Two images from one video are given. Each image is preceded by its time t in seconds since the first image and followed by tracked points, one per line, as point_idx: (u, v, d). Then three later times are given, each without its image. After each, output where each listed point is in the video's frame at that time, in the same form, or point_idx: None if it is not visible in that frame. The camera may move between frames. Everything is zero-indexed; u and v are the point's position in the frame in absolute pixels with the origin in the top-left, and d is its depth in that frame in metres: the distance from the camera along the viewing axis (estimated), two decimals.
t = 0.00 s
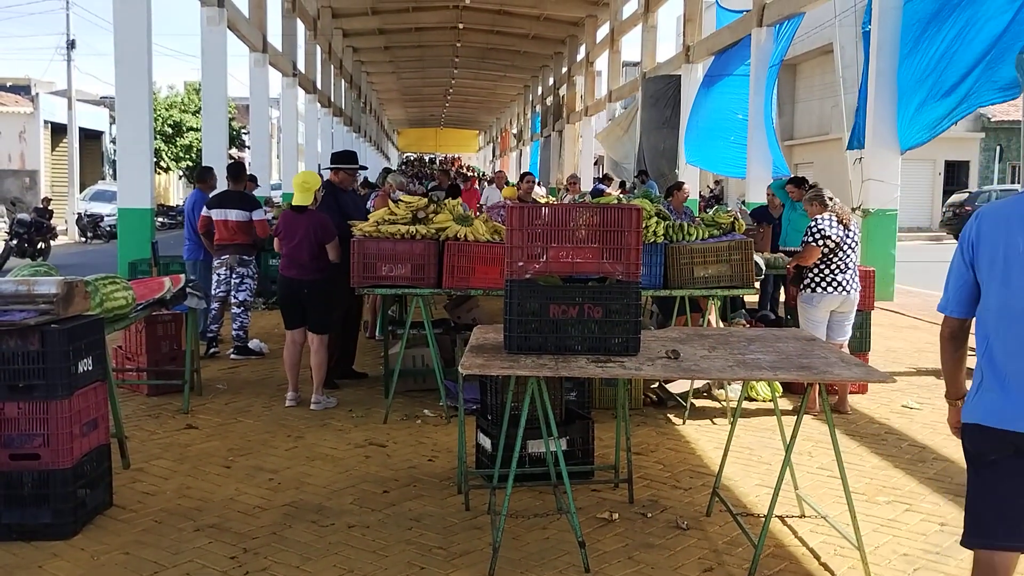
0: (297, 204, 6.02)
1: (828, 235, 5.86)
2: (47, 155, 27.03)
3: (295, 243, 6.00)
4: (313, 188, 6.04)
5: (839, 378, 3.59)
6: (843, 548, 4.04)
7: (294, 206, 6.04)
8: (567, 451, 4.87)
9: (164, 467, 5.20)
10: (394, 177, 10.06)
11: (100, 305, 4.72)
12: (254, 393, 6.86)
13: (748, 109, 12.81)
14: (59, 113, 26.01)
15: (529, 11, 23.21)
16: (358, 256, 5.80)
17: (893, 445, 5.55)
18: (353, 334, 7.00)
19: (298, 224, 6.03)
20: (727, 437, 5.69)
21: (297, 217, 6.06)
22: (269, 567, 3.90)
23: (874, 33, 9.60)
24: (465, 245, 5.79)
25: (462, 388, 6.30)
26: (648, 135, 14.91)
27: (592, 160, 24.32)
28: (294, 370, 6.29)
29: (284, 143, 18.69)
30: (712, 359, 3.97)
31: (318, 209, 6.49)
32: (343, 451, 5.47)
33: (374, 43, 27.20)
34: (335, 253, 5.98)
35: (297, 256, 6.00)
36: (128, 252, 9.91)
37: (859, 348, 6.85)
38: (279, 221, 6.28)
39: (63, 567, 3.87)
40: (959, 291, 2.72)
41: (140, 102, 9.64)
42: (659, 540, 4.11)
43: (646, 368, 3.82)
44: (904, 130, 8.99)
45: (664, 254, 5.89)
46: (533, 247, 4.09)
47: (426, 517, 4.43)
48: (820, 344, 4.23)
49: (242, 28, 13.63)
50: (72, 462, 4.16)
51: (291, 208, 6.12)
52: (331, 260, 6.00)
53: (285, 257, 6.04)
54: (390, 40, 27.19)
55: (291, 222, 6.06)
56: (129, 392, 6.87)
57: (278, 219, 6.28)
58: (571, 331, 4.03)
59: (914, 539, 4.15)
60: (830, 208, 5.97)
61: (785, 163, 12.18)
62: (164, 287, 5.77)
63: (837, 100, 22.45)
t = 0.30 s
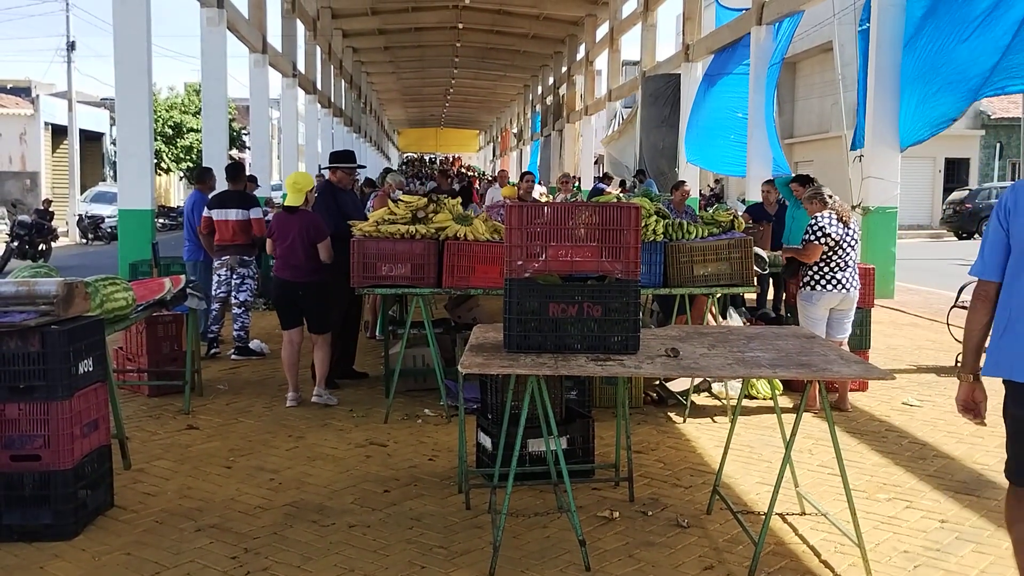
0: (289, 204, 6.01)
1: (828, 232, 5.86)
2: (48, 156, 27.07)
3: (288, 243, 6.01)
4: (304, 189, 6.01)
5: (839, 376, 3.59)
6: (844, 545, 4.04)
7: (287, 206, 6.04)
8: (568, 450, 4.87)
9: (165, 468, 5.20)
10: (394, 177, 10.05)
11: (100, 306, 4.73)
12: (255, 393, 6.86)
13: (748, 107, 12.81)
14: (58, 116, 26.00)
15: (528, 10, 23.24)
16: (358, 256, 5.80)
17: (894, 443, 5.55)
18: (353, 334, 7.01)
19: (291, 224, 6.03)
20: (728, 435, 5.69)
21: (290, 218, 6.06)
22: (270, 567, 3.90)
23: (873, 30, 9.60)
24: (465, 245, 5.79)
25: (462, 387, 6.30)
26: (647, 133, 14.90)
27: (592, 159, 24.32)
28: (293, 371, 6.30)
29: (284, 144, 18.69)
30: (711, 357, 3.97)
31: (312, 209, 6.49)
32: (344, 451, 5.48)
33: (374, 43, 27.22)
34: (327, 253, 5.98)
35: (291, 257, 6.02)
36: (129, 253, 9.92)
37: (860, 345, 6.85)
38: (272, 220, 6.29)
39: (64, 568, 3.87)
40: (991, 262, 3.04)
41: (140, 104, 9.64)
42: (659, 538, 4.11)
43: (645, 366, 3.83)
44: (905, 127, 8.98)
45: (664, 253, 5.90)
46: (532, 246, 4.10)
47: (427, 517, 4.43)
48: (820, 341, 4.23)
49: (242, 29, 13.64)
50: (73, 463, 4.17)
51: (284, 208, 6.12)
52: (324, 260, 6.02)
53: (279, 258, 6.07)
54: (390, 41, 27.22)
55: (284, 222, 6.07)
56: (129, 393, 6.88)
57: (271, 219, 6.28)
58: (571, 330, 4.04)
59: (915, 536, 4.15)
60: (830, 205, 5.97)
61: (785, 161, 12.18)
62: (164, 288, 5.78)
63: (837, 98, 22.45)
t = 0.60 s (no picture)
0: (290, 204, 6.01)
1: (829, 231, 5.86)
2: (48, 157, 27.08)
3: (289, 243, 6.01)
4: (305, 188, 6.01)
5: (840, 374, 3.58)
6: (844, 544, 4.04)
7: (287, 206, 6.04)
8: (568, 449, 4.87)
9: (166, 469, 5.20)
10: (394, 177, 10.05)
11: (100, 307, 4.73)
12: (255, 394, 6.86)
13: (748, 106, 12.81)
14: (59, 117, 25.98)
15: (528, 10, 23.24)
16: (358, 256, 5.80)
17: (895, 441, 5.55)
18: (354, 333, 7.01)
19: (292, 224, 6.03)
20: (728, 434, 5.68)
21: (290, 217, 6.06)
22: (271, 567, 3.90)
23: (874, 29, 9.59)
24: (464, 245, 5.79)
25: (463, 387, 6.30)
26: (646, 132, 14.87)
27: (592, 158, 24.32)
28: (294, 371, 6.30)
29: (285, 144, 18.69)
30: (712, 356, 3.97)
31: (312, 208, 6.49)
32: (344, 451, 5.48)
33: (374, 43, 27.22)
34: (328, 253, 5.98)
35: (291, 257, 6.01)
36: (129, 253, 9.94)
37: (860, 344, 6.84)
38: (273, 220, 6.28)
39: (64, 569, 3.87)
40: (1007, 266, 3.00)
41: (140, 104, 9.64)
42: (660, 538, 4.10)
43: (645, 365, 3.83)
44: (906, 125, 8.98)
45: (664, 252, 5.90)
46: (532, 246, 4.09)
47: (427, 517, 4.43)
48: (821, 340, 4.22)
49: (242, 30, 13.65)
50: (73, 464, 4.17)
51: (284, 207, 6.12)
52: (325, 260, 6.02)
53: (280, 258, 6.06)
54: (391, 41, 27.23)
55: (284, 222, 6.06)
56: (130, 394, 6.88)
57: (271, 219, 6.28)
58: (571, 329, 4.04)
59: (916, 535, 4.15)
60: (831, 204, 5.97)
61: (786, 160, 12.16)
62: (164, 288, 5.78)
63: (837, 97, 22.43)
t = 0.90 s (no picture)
0: (294, 203, 6.03)
1: (825, 230, 5.86)
2: (48, 159, 27.08)
3: (293, 242, 6.02)
4: (310, 189, 6.06)
5: (838, 373, 3.59)
6: (842, 543, 4.04)
7: (291, 205, 6.05)
8: (567, 449, 4.88)
9: (164, 470, 5.20)
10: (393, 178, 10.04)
11: (98, 308, 4.73)
12: (254, 394, 6.85)
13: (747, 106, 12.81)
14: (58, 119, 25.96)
15: (527, 10, 23.25)
16: (356, 256, 5.79)
17: (893, 440, 5.54)
18: (353, 334, 7.00)
19: (296, 224, 6.04)
20: (727, 434, 5.68)
21: (294, 217, 6.07)
22: (269, 568, 3.90)
23: (872, 28, 9.60)
24: (463, 245, 5.79)
25: (461, 387, 6.29)
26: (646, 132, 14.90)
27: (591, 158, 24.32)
28: (294, 371, 6.30)
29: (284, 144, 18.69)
30: (709, 355, 3.97)
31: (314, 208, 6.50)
32: (342, 452, 5.48)
33: (372, 44, 27.22)
34: (332, 252, 6.01)
35: (295, 256, 6.02)
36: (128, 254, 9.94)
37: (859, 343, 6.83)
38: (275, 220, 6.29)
39: (62, 570, 3.87)
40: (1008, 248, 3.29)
41: (139, 105, 9.65)
42: (658, 537, 4.10)
43: (643, 365, 3.84)
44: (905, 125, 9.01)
45: (661, 251, 5.90)
46: (530, 245, 4.09)
47: (425, 517, 4.43)
48: (818, 339, 4.22)
49: (240, 31, 13.65)
50: (71, 465, 4.17)
51: (288, 207, 6.13)
52: (329, 259, 6.03)
53: (283, 257, 6.06)
54: (389, 41, 27.23)
55: (288, 221, 6.07)
56: (128, 395, 6.87)
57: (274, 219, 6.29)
58: (568, 328, 4.04)
59: (914, 533, 4.15)
60: (829, 203, 5.95)
61: (784, 159, 12.15)
62: (162, 289, 5.76)
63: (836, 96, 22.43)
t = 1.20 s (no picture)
0: (284, 203, 6.01)
1: (812, 230, 5.90)
2: (34, 159, 26.91)
3: (282, 242, 6.00)
4: (301, 188, 6.02)
5: (821, 373, 3.60)
6: (826, 543, 4.05)
7: (281, 205, 6.04)
8: (552, 449, 4.88)
9: (148, 471, 5.17)
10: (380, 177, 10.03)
11: (81, 308, 4.70)
12: (240, 395, 6.83)
13: (736, 106, 12.83)
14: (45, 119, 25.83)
15: (517, 10, 23.27)
16: (342, 256, 5.77)
17: (878, 440, 5.56)
18: (340, 334, 6.97)
19: (285, 223, 6.03)
20: (712, 434, 5.69)
21: (283, 217, 6.06)
22: (252, 569, 3.88)
23: (859, 30, 9.64)
24: (449, 245, 5.77)
25: (446, 387, 6.28)
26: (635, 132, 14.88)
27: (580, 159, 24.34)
28: (281, 371, 6.28)
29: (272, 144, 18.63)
30: (693, 355, 3.98)
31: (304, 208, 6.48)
32: (328, 452, 5.46)
33: (361, 44, 27.18)
34: (320, 253, 5.98)
35: (284, 256, 5.99)
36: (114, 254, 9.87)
37: (845, 343, 6.84)
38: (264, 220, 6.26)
39: (43, 572, 3.84)
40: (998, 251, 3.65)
41: (125, 104, 9.59)
42: (643, 538, 4.11)
43: (627, 364, 3.85)
44: (892, 126, 9.05)
45: (648, 251, 5.90)
46: (514, 245, 4.08)
47: (410, 518, 4.42)
48: (802, 339, 4.23)
49: (228, 30, 13.60)
50: (53, 467, 4.14)
51: (277, 207, 6.11)
52: (317, 259, 6.01)
53: (272, 256, 6.03)
54: (379, 41, 27.18)
55: (277, 221, 6.05)
56: (113, 396, 6.83)
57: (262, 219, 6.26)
58: (553, 328, 4.04)
59: (897, 533, 4.16)
60: (815, 204, 5.98)
61: (772, 160, 12.18)
62: (148, 290, 5.73)
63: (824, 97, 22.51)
